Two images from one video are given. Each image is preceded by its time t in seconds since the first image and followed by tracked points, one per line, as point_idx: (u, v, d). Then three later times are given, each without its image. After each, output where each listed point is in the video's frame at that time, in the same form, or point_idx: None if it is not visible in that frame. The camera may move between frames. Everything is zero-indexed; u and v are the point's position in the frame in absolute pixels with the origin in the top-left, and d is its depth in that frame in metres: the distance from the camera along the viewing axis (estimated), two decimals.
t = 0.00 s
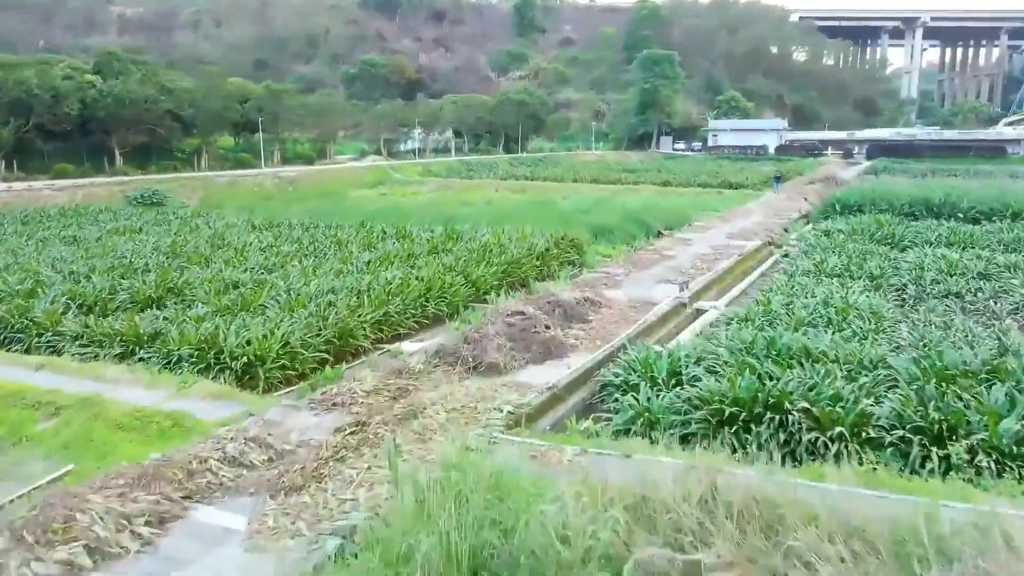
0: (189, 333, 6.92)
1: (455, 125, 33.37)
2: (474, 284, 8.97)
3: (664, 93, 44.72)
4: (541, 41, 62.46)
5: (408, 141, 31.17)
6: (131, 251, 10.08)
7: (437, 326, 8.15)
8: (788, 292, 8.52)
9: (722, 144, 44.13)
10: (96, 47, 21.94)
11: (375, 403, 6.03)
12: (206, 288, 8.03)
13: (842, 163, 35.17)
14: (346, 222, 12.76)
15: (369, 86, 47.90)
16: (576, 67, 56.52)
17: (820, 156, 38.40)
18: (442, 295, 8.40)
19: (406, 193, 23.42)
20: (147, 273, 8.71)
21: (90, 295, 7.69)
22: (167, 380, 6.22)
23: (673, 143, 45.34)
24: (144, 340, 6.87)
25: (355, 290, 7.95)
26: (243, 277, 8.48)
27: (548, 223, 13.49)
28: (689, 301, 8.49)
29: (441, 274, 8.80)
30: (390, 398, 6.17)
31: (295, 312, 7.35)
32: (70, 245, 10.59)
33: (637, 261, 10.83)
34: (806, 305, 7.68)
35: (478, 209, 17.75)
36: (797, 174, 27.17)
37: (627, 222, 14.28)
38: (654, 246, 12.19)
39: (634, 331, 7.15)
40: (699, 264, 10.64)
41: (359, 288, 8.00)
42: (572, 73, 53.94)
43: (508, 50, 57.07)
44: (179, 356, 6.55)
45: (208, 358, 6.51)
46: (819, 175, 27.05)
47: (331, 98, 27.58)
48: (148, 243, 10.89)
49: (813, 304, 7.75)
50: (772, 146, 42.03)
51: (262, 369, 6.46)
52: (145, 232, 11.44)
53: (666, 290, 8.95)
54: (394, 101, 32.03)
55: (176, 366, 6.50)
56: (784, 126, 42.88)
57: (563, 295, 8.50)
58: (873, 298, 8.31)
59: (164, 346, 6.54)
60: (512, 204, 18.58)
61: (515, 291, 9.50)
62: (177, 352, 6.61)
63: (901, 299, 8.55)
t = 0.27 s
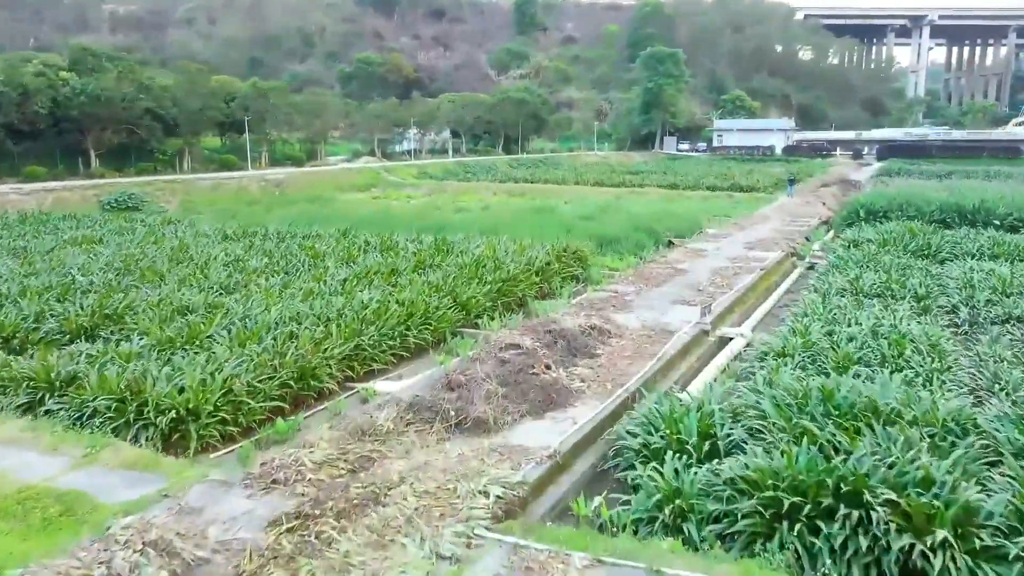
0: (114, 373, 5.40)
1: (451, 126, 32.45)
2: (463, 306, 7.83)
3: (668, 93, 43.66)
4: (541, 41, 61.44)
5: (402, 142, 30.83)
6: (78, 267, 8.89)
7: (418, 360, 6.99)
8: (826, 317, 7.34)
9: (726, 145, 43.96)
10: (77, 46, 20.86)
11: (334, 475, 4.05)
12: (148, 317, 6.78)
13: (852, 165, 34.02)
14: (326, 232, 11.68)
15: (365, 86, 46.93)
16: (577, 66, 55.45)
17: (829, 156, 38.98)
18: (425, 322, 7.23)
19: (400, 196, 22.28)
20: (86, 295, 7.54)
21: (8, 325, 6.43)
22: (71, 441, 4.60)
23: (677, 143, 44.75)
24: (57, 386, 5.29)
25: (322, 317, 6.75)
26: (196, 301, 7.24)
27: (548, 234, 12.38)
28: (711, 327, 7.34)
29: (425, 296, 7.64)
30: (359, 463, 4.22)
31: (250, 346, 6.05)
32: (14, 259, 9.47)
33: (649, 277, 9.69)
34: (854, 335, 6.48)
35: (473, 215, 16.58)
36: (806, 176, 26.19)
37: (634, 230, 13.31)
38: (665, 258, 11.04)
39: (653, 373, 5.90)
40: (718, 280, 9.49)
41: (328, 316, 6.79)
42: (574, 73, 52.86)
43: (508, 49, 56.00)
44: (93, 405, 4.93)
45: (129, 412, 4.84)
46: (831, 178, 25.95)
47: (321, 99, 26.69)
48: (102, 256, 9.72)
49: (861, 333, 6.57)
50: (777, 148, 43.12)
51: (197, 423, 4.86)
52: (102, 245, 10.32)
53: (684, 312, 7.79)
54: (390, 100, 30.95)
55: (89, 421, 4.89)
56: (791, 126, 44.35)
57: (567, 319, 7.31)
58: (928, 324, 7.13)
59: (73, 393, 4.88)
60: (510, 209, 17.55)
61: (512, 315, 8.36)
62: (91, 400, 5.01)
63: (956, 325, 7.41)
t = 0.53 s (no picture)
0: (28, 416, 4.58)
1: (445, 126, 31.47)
2: (448, 327, 7.03)
3: (665, 92, 42.92)
4: (536, 40, 60.65)
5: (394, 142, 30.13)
6: (23, 280, 8.06)
7: (396, 390, 6.19)
8: (853, 339, 6.56)
9: (724, 145, 43.48)
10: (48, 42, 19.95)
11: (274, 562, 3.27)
12: (85, 343, 5.94)
13: (854, 166, 33.28)
14: (303, 241, 10.88)
15: (356, 85, 46.09)
16: (572, 66, 54.68)
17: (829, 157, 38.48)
18: (404, 346, 6.43)
19: (389, 199, 21.46)
20: (23, 316, 6.71)
21: None
22: None
23: (674, 144, 44.17)
24: None
25: (284, 342, 5.93)
26: (143, 324, 6.41)
27: (543, 241, 11.60)
28: (725, 352, 6.55)
29: (405, 315, 6.84)
30: (305, 542, 3.43)
31: (197, 380, 5.21)
32: None
33: (652, 291, 8.89)
34: (891, 363, 5.68)
35: (465, 220, 15.78)
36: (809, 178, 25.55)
37: (634, 237, 12.59)
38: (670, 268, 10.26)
39: (663, 413, 5.11)
40: (728, 294, 8.69)
41: (293, 341, 5.96)
42: (569, 72, 52.07)
43: (502, 48, 55.21)
44: None
45: (38, 471, 4.01)
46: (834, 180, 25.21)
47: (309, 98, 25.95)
48: (54, 267, 8.90)
49: (897, 361, 5.79)
50: (776, 147, 42.66)
51: (119, 483, 4.05)
52: (57, 256, 9.50)
53: (695, 334, 6.99)
54: (381, 99, 30.13)
55: None
56: (790, 125, 43.78)
57: (563, 343, 6.51)
58: (971, 348, 6.34)
59: None
60: (502, 213, 16.83)
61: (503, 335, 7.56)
62: None
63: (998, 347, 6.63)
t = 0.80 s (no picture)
0: None
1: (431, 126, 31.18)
2: (431, 341, 6.57)
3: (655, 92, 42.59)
4: (525, 39, 60.22)
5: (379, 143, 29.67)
6: None
7: (373, 413, 5.72)
8: (865, 354, 6.13)
9: (715, 145, 43.23)
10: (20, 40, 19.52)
11: None
12: (31, 365, 5.41)
13: (847, 166, 33.01)
14: (282, 246, 10.42)
15: (343, 85, 45.56)
16: (561, 65, 54.28)
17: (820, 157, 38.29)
18: (383, 363, 5.96)
19: (375, 200, 21.00)
20: None
21: None
22: None
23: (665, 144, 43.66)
24: None
25: (252, 361, 5.46)
26: (99, 340, 5.89)
27: (533, 246, 11.16)
28: (728, 369, 6.10)
29: (385, 329, 6.36)
30: None
31: (150, 408, 4.70)
32: None
33: (648, 300, 8.46)
34: (910, 384, 5.24)
35: (452, 223, 15.30)
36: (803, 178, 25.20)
37: (626, 241, 12.20)
38: (665, 275, 9.83)
39: (664, 442, 4.65)
40: (729, 303, 8.25)
41: (261, 360, 5.46)
42: (558, 71, 51.68)
43: (491, 47, 54.75)
44: None
45: None
46: (827, 180, 24.91)
47: (294, 97, 25.39)
48: (13, 275, 8.36)
49: (916, 380, 5.36)
50: (767, 147, 42.46)
51: (50, 533, 3.55)
52: (17, 264, 8.95)
53: (695, 348, 6.55)
54: (367, 99, 29.63)
55: None
56: (781, 125, 43.53)
57: (555, 359, 6.05)
58: (992, 365, 5.91)
59: None
60: (489, 215, 16.36)
61: (490, 349, 7.12)
62: None
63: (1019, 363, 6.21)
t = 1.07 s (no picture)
0: None
1: (420, 125, 30.66)
2: (412, 356, 6.15)
3: (645, 92, 42.27)
4: (514, 38, 59.81)
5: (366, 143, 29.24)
6: None
7: (350, 437, 5.30)
8: (876, 370, 5.75)
9: (705, 145, 42.96)
10: None
11: None
12: None
13: (838, 166, 32.79)
14: (260, 251, 9.98)
15: (330, 84, 45.04)
16: (550, 65, 53.91)
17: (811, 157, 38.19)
18: (361, 382, 5.54)
19: (361, 202, 20.56)
20: None
21: None
22: None
23: (654, 144, 43.70)
24: None
25: (216, 383, 5.01)
26: (49, 359, 5.41)
27: (522, 250, 10.75)
28: (731, 386, 5.70)
29: (364, 345, 5.93)
30: None
31: (98, 435, 4.25)
32: None
33: (643, 308, 8.06)
34: (929, 405, 4.86)
35: (439, 226, 14.86)
36: (794, 179, 24.92)
37: (618, 244, 11.83)
38: (660, 281, 9.45)
39: (665, 474, 4.25)
40: (727, 311, 7.85)
41: (226, 382, 5.02)
42: (547, 71, 51.28)
43: (480, 46, 54.30)
44: None
45: None
46: (820, 181, 24.64)
47: (277, 97, 24.93)
48: None
49: (935, 400, 4.98)
50: (758, 148, 42.27)
51: None
52: None
53: (695, 363, 6.15)
54: (353, 98, 29.13)
55: None
56: (771, 125, 43.35)
57: (546, 376, 5.64)
58: (1010, 381, 5.55)
59: None
60: (478, 218, 16.10)
61: (476, 363, 6.71)
62: None
63: None
